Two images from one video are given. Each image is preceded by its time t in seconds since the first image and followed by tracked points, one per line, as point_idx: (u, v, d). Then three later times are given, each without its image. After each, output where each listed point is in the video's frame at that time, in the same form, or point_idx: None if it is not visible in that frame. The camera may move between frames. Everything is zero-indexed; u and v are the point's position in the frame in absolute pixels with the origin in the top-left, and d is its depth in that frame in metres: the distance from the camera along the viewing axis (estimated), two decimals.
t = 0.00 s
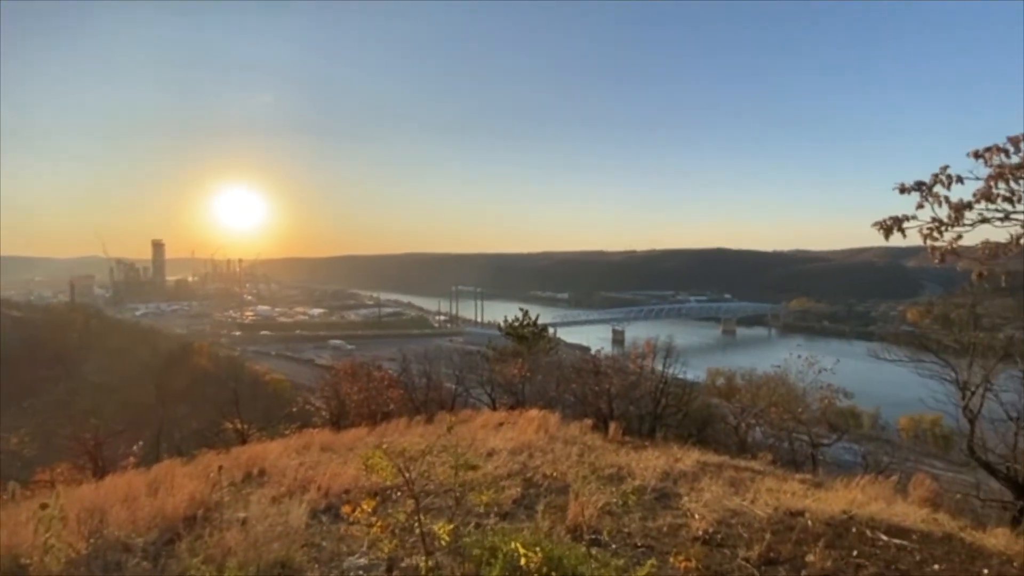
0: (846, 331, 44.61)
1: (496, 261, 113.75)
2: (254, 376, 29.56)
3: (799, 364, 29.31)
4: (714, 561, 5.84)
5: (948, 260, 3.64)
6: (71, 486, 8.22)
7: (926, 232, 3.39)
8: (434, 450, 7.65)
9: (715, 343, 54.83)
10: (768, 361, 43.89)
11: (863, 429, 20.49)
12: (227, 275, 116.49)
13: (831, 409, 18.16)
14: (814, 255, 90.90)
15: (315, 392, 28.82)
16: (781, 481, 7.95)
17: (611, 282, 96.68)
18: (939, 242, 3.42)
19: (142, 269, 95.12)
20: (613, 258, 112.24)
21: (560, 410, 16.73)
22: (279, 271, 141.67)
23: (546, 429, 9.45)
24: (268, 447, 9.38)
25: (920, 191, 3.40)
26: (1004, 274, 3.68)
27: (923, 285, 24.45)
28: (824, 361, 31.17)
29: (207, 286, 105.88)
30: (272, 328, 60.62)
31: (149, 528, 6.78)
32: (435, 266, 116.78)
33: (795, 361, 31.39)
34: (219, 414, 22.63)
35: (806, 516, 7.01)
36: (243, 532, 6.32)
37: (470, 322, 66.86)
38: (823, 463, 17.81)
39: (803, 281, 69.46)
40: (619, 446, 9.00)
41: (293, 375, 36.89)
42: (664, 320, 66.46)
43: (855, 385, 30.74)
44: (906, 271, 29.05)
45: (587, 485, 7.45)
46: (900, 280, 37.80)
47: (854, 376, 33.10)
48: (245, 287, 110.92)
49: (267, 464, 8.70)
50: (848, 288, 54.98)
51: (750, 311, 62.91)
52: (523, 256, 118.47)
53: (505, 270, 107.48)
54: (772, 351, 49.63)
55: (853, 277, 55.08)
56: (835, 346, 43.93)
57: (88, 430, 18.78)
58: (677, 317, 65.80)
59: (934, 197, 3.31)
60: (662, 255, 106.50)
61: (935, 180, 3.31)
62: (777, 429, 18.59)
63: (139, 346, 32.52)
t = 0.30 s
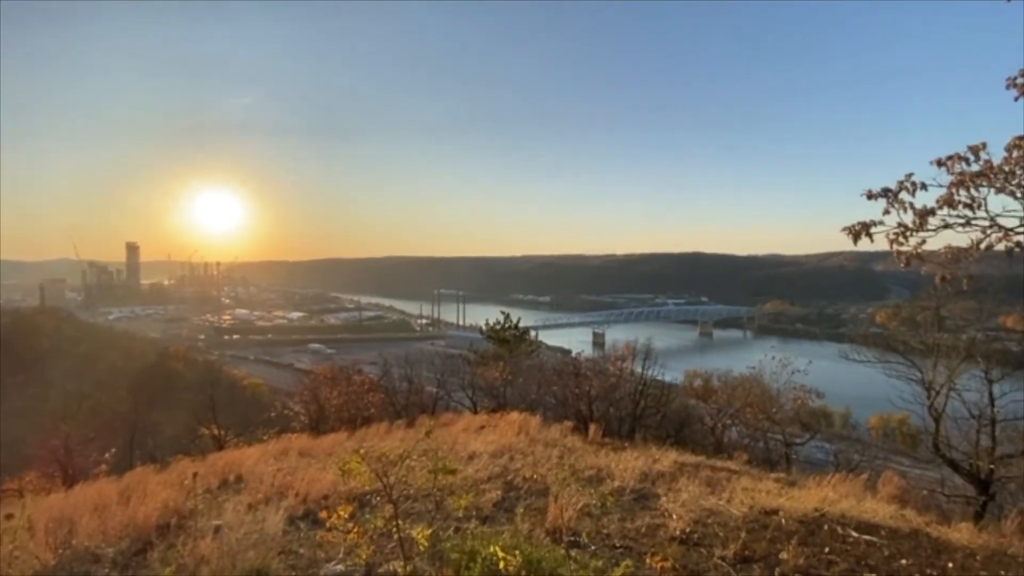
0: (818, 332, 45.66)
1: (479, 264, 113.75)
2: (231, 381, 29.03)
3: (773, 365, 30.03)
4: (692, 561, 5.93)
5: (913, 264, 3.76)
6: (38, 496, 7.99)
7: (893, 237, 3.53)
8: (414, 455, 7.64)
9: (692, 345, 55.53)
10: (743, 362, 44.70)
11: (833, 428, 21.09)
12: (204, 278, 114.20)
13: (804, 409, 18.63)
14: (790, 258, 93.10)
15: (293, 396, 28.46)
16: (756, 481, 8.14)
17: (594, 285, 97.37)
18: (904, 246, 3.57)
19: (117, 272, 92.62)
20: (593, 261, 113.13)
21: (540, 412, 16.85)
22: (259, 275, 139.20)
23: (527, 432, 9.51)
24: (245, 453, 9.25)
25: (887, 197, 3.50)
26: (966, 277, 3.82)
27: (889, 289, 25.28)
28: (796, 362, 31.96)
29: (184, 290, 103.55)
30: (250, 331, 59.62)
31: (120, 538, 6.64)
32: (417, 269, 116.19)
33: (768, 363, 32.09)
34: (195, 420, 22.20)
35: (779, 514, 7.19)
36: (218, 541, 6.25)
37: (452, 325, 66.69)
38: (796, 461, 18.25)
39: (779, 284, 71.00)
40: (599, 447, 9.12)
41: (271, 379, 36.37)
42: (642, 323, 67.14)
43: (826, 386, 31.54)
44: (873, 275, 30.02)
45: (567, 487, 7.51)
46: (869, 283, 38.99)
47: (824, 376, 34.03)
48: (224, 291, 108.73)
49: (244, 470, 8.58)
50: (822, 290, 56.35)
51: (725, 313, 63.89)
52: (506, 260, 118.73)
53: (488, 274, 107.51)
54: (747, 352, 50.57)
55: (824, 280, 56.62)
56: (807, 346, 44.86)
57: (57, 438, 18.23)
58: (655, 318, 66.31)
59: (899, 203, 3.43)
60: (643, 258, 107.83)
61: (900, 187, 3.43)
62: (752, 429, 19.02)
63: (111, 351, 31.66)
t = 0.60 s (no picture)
0: (803, 335, 46.26)
1: (468, 268, 113.73)
2: (216, 385, 28.66)
3: (757, 368, 30.45)
4: (680, 563, 5.95)
5: (895, 267, 3.83)
6: (14, 504, 7.80)
7: (875, 241, 3.59)
8: (402, 459, 7.59)
9: (680, 348, 55.94)
10: (729, 365, 45.20)
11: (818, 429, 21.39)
12: (190, 281, 112.68)
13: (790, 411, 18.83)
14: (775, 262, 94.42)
15: (280, 401, 28.20)
16: (743, 482, 8.20)
17: (583, 288, 97.73)
18: (887, 249, 3.63)
19: (100, 275, 91.04)
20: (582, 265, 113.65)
21: (529, 415, 16.87)
22: (245, 278, 137.62)
23: (516, 435, 9.50)
24: (230, 459, 9.12)
25: (869, 201, 3.55)
26: (945, 280, 3.88)
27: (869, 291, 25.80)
28: (781, 364, 32.41)
29: (168, 293, 101.99)
30: (236, 335, 58.92)
31: (100, 547, 6.51)
32: (407, 272, 115.77)
33: (754, 365, 32.48)
34: (179, 425, 21.87)
35: (766, 516, 7.25)
36: (201, 549, 6.17)
37: (441, 329, 66.50)
38: (782, 462, 18.46)
39: (764, 287, 71.91)
40: (587, 451, 9.14)
41: (258, 384, 35.97)
42: (631, 326, 67.53)
43: (810, 388, 31.98)
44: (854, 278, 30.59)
45: (555, 491, 7.51)
46: (852, 286, 39.70)
47: (808, 378, 34.55)
48: (209, 294, 107.31)
49: (228, 476, 8.46)
50: (807, 294, 57.14)
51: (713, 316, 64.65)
52: (496, 263, 118.75)
53: (477, 277, 107.45)
54: (734, 355, 51.06)
55: (809, 284, 57.58)
56: (792, 349, 45.40)
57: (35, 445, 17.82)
58: (643, 322, 66.71)
59: (882, 208, 3.48)
60: (632, 261, 108.61)
61: (883, 191, 3.48)
62: (739, 431, 19.22)
63: (93, 355, 31.07)
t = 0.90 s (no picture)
0: (799, 338, 46.41)
1: (465, 271, 113.71)
2: (212, 389, 28.54)
3: (754, 371, 30.46)
4: (676, 567, 5.94)
5: (890, 270, 3.85)
6: (6, 510, 7.71)
7: (871, 244, 3.60)
8: (397, 463, 7.57)
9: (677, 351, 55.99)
10: (726, 368, 45.31)
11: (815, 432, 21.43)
12: (186, 285, 112.36)
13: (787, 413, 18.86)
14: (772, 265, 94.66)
15: (276, 404, 28.07)
16: (740, 486, 8.20)
17: (580, 291, 97.75)
18: (883, 252, 3.64)
19: (95, 278, 90.55)
20: (578, 268, 113.76)
21: (526, 419, 16.83)
22: (242, 281, 137.08)
23: (512, 439, 9.49)
24: (225, 464, 9.07)
25: (864, 204, 3.58)
26: (939, 283, 3.90)
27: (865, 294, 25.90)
28: (778, 367, 32.47)
29: (164, 297, 101.50)
30: (233, 339, 58.74)
31: (93, 552, 6.47)
32: (404, 275, 115.63)
33: (751, 369, 32.51)
34: (174, 429, 21.74)
35: (763, 519, 7.23)
36: (195, 554, 6.15)
37: (438, 332, 66.35)
38: (779, 465, 18.48)
39: (761, 290, 72.13)
40: (584, 454, 9.13)
41: (254, 387, 35.79)
42: (628, 329, 67.54)
43: (806, 391, 32.00)
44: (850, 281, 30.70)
45: (551, 494, 7.48)
46: (848, 289, 39.89)
47: (805, 382, 34.55)
48: (205, 297, 106.88)
49: (223, 480, 8.42)
50: (804, 296, 57.37)
51: (710, 319, 64.77)
52: (493, 266, 118.72)
53: (474, 280, 107.41)
54: (731, 358, 51.10)
55: (806, 287, 57.74)
56: (788, 351, 45.49)
57: (28, 448, 17.68)
58: (640, 325, 66.75)
59: (876, 211, 3.51)
60: (629, 264, 108.75)
61: (877, 195, 3.50)
62: (736, 434, 19.26)
63: (88, 358, 30.93)
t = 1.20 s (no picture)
0: (805, 341, 46.18)
1: (469, 273, 113.79)
2: (217, 391, 28.63)
3: (760, 374, 30.29)
4: (682, 572, 5.90)
5: (897, 272, 3.81)
6: (11, 511, 7.73)
7: (876, 246, 3.59)
8: (401, 466, 7.56)
9: (682, 353, 55.81)
10: (732, 371, 45.15)
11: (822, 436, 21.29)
12: (192, 287, 112.99)
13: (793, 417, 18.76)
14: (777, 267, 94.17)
15: (281, 407, 28.11)
16: (746, 490, 8.15)
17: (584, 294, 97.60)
18: (889, 255, 3.63)
19: (102, 281, 91.17)
20: (582, 270, 113.66)
21: (530, 422, 16.79)
22: (247, 284, 137.58)
23: (517, 442, 9.46)
24: (230, 466, 9.09)
25: (870, 207, 3.57)
26: (947, 285, 3.87)
27: (873, 297, 25.69)
28: (784, 370, 32.29)
29: (170, 300, 102.09)
30: (238, 341, 58.94)
31: (99, 554, 6.50)
32: (408, 278, 115.88)
33: (757, 371, 32.34)
34: (180, 431, 21.83)
35: (769, 524, 7.18)
36: (200, 556, 6.18)
37: (443, 335, 66.34)
38: (785, 469, 18.35)
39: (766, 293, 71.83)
40: (589, 457, 9.11)
41: (259, 390, 35.86)
42: (632, 332, 67.34)
43: (813, 395, 31.78)
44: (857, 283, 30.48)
45: (556, 498, 7.45)
46: (854, 291, 39.67)
47: (811, 385, 34.30)
48: (211, 300, 107.41)
49: (228, 483, 8.44)
50: (809, 299, 57.11)
51: (716, 322, 64.50)
52: (496, 269, 118.79)
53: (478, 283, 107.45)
54: (736, 361, 50.87)
55: (812, 289, 57.38)
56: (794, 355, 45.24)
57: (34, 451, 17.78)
58: (645, 328, 66.56)
59: (883, 212, 3.50)
60: (633, 267, 108.49)
61: (882, 198, 3.50)
62: (742, 438, 19.16)
63: (95, 361, 31.13)
